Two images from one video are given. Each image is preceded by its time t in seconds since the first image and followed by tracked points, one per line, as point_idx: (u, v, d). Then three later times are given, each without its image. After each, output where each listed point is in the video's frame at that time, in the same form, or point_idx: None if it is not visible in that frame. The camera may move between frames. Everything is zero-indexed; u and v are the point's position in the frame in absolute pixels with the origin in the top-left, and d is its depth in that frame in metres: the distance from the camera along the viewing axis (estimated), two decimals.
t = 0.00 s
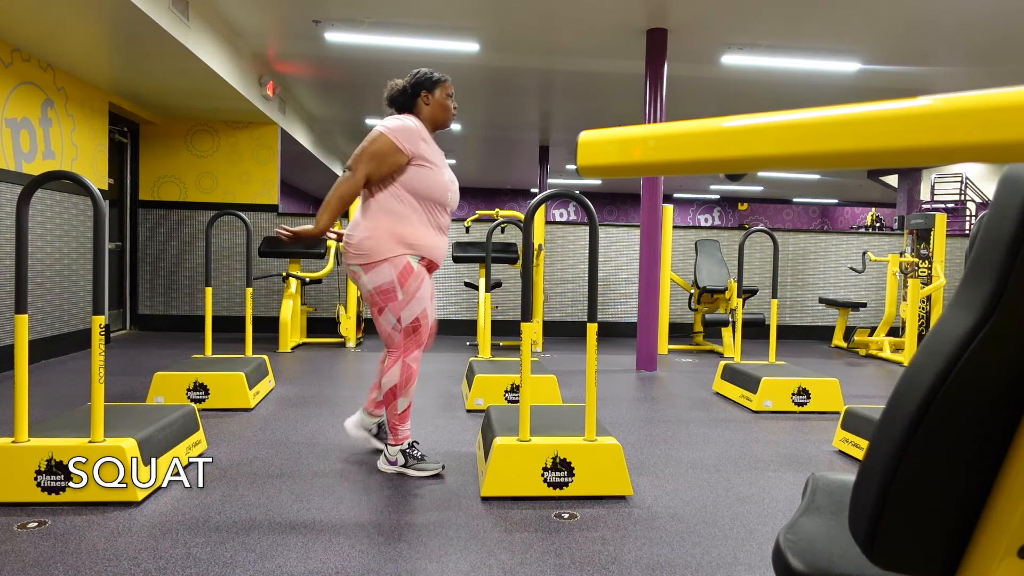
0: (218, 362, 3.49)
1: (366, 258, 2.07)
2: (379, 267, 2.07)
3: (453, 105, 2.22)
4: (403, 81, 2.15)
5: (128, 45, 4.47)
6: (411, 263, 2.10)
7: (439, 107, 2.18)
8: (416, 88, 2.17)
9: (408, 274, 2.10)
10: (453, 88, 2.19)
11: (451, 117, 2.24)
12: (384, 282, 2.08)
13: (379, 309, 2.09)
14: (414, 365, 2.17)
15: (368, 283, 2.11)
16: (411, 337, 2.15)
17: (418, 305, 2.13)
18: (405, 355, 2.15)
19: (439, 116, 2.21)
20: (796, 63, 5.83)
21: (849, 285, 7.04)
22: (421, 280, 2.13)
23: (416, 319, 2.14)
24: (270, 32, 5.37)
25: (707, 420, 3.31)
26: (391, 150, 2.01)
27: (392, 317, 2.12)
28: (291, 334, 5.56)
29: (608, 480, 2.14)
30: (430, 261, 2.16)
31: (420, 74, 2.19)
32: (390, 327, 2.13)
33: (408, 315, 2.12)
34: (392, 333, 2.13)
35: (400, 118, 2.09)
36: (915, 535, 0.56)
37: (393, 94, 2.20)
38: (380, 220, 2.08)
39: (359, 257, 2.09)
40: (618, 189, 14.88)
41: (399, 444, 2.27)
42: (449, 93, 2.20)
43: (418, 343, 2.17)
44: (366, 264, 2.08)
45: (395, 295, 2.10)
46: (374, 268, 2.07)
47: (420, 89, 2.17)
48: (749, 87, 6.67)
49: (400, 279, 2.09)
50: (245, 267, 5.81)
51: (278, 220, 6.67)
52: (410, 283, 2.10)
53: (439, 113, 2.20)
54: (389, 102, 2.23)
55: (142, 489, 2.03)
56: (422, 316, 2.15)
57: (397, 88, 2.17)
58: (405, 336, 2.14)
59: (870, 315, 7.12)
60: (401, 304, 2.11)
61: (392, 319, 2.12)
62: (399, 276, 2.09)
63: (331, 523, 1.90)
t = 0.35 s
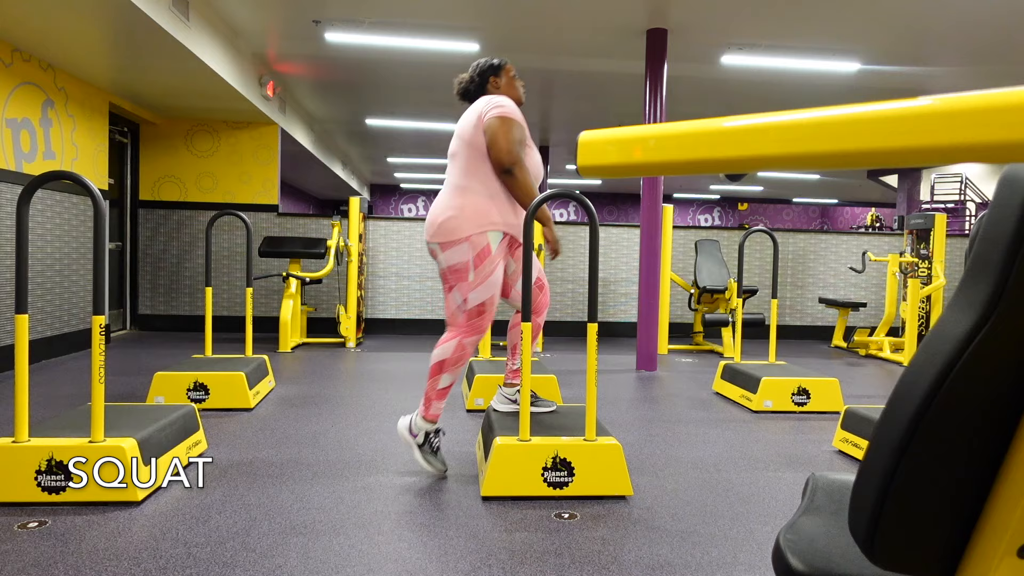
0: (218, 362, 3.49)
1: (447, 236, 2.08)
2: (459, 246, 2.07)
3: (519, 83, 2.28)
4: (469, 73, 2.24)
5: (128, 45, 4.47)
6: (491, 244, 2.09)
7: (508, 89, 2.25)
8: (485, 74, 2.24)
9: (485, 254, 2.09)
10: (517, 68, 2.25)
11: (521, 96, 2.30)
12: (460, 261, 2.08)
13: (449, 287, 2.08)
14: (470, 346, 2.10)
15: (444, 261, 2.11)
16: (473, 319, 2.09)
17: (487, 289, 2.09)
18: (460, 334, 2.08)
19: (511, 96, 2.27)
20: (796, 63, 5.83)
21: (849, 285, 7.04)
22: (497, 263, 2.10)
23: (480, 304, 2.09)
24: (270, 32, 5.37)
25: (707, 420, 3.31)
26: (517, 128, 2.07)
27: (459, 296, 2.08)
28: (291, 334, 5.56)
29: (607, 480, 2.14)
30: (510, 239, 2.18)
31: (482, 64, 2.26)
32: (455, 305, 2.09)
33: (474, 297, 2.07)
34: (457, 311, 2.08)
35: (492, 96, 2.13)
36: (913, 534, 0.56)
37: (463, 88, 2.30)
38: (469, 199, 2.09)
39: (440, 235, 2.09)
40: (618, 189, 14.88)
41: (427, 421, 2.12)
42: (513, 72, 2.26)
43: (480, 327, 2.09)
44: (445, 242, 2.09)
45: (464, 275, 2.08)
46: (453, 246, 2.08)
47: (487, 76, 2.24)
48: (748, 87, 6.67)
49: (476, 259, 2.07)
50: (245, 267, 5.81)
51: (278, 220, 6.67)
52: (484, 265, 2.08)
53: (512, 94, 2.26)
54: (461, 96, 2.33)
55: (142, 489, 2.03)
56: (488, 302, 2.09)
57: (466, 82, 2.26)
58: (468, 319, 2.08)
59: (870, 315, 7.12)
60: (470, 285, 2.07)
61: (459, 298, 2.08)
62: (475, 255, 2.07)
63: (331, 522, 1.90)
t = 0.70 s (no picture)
0: (218, 362, 3.49)
1: (478, 205, 2.15)
2: (493, 212, 2.14)
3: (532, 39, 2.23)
4: (478, 25, 2.19)
5: (128, 45, 4.47)
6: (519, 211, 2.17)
7: (518, 43, 2.20)
8: (495, 26, 2.19)
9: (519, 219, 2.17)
10: (528, 22, 2.20)
11: (531, 51, 2.25)
12: (498, 226, 2.15)
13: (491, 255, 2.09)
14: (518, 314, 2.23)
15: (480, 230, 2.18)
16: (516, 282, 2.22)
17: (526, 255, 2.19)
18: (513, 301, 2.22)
19: (521, 50, 2.22)
20: (796, 63, 5.83)
21: (849, 285, 7.04)
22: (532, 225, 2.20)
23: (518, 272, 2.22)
24: (270, 32, 5.37)
25: (707, 420, 3.31)
26: (520, 100, 2.03)
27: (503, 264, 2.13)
28: (291, 334, 5.56)
29: (607, 480, 2.14)
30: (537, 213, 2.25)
31: (492, 16, 2.22)
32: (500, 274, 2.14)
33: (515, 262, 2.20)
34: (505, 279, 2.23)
35: (499, 64, 2.10)
36: (913, 535, 0.56)
37: (471, 41, 2.25)
38: (492, 166, 2.14)
39: (470, 205, 2.16)
40: (618, 189, 14.89)
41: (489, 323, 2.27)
42: (524, 26, 2.21)
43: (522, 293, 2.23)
44: (478, 211, 2.15)
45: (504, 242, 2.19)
46: (487, 215, 2.15)
47: (497, 29, 2.20)
48: (748, 87, 6.67)
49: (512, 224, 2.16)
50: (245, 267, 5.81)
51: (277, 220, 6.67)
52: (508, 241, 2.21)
53: (521, 49, 2.21)
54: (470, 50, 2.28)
55: (142, 489, 2.03)
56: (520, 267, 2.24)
57: (474, 33, 2.21)
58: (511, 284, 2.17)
59: (870, 315, 7.12)
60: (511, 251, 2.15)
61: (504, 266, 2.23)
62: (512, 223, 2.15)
63: (331, 522, 1.90)
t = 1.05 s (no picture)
0: (218, 362, 3.49)
1: (377, 256, 2.11)
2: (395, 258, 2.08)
3: (454, 110, 2.26)
4: (404, 87, 2.20)
5: (128, 45, 4.47)
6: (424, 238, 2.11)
7: (439, 112, 2.22)
8: (418, 93, 2.21)
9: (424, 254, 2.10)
10: (454, 94, 2.23)
11: (452, 121, 2.28)
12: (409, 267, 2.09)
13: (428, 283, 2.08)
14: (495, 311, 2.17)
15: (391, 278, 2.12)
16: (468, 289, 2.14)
17: (456, 263, 2.12)
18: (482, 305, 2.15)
19: (440, 119, 2.24)
20: (796, 63, 5.83)
21: (849, 285, 7.04)
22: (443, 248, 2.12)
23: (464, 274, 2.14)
24: (270, 32, 5.37)
25: (708, 420, 3.31)
26: (400, 155, 2.04)
27: (444, 287, 2.11)
28: (291, 334, 5.56)
29: (608, 479, 2.14)
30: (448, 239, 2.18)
31: (421, 81, 2.23)
32: (449, 296, 2.12)
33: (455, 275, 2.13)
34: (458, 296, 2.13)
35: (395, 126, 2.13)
36: (916, 535, 0.56)
37: (395, 99, 2.25)
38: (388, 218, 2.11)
39: (376, 259, 2.11)
40: (618, 189, 14.89)
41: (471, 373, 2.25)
42: (449, 96, 2.24)
43: (483, 290, 2.15)
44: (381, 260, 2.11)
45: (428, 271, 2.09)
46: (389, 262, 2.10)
47: (421, 94, 2.21)
48: (749, 87, 6.67)
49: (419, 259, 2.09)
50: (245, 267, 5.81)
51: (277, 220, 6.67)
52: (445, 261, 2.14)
53: (440, 119, 2.24)
54: (392, 105, 2.28)
55: (142, 489, 2.03)
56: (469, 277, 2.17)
57: (399, 94, 2.22)
58: (468, 293, 2.14)
59: (870, 315, 7.12)
60: (438, 274, 2.10)
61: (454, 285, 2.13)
62: (422, 254, 2.09)
63: (332, 522, 1.90)
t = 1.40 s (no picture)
0: (218, 362, 3.49)
1: (331, 254, 2.04)
2: (343, 262, 2.03)
3: (395, 92, 2.24)
4: (339, 74, 2.15)
5: (128, 45, 4.47)
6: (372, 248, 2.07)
7: (379, 95, 2.19)
8: (354, 77, 2.16)
9: (369, 273, 2.06)
10: (391, 75, 2.19)
11: (393, 103, 2.25)
12: (343, 278, 2.04)
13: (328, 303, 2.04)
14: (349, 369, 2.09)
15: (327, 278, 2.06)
16: (353, 338, 2.07)
17: (369, 309, 2.07)
18: (338, 357, 2.06)
19: (382, 103, 2.21)
20: (796, 63, 5.83)
21: (849, 285, 7.04)
22: (381, 284, 2.09)
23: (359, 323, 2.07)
24: (270, 32, 5.37)
25: (707, 420, 3.31)
26: (361, 144, 1.98)
27: (338, 314, 2.05)
28: (291, 334, 5.56)
29: (608, 480, 2.14)
30: (397, 258, 2.16)
31: (355, 65, 2.19)
32: (333, 324, 2.05)
33: (354, 316, 2.05)
34: (333, 331, 2.05)
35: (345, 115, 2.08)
36: (915, 538, 0.56)
37: (333, 87, 2.20)
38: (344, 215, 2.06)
39: (323, 252, 2.06)
40: (618, 189, 14.89)
41: (338, 458, 2.10)
42: (387, 79, 2.20)
43: (356, 346, 2.09)
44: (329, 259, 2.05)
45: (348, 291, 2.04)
46: (337, 263, 2.04)
47: (358, 79, 2.17)
48: (748, 87, 6.67)
49: (360, 278, 2.04)
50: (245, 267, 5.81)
51: (277, 220, 6.67)
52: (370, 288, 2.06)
53: (381, 102, 2.21)
54: (329, 95, 2.23)
55: (142, 489, 2.03)
56: (369, 321, 2.08)
57: (336, 82, 2.17)
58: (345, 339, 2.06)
59: (870, 315, 7.12)
60: (352, 303, 2.05)
61: (338, 317, 2.05)
62: (361, 274, 2.05)
63: (333, 522, 1.90)
